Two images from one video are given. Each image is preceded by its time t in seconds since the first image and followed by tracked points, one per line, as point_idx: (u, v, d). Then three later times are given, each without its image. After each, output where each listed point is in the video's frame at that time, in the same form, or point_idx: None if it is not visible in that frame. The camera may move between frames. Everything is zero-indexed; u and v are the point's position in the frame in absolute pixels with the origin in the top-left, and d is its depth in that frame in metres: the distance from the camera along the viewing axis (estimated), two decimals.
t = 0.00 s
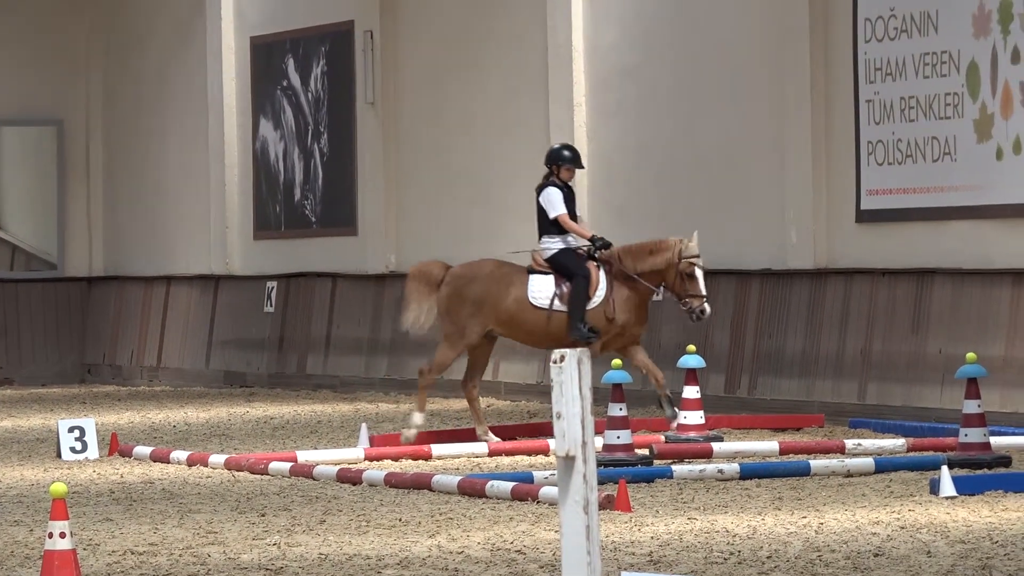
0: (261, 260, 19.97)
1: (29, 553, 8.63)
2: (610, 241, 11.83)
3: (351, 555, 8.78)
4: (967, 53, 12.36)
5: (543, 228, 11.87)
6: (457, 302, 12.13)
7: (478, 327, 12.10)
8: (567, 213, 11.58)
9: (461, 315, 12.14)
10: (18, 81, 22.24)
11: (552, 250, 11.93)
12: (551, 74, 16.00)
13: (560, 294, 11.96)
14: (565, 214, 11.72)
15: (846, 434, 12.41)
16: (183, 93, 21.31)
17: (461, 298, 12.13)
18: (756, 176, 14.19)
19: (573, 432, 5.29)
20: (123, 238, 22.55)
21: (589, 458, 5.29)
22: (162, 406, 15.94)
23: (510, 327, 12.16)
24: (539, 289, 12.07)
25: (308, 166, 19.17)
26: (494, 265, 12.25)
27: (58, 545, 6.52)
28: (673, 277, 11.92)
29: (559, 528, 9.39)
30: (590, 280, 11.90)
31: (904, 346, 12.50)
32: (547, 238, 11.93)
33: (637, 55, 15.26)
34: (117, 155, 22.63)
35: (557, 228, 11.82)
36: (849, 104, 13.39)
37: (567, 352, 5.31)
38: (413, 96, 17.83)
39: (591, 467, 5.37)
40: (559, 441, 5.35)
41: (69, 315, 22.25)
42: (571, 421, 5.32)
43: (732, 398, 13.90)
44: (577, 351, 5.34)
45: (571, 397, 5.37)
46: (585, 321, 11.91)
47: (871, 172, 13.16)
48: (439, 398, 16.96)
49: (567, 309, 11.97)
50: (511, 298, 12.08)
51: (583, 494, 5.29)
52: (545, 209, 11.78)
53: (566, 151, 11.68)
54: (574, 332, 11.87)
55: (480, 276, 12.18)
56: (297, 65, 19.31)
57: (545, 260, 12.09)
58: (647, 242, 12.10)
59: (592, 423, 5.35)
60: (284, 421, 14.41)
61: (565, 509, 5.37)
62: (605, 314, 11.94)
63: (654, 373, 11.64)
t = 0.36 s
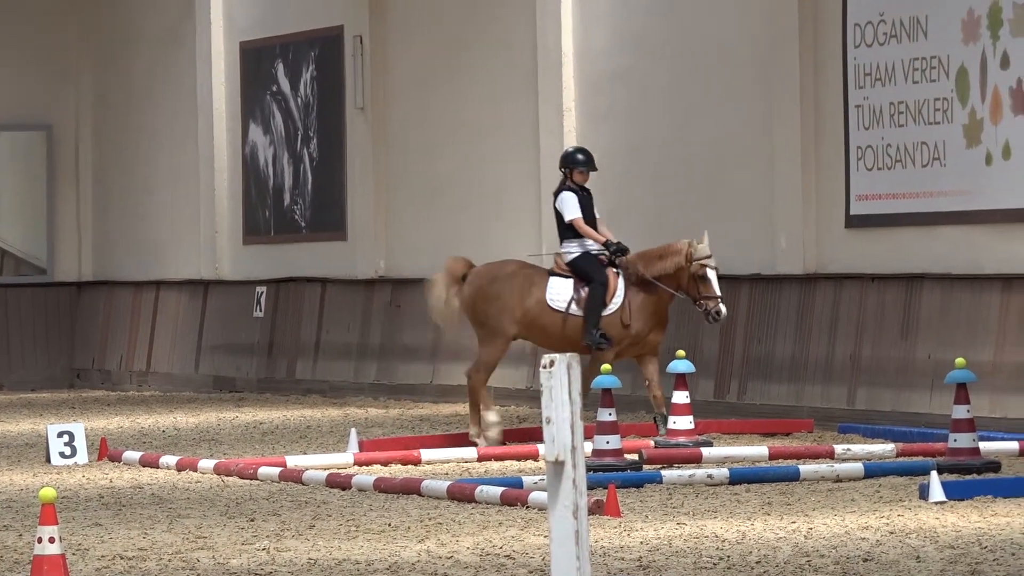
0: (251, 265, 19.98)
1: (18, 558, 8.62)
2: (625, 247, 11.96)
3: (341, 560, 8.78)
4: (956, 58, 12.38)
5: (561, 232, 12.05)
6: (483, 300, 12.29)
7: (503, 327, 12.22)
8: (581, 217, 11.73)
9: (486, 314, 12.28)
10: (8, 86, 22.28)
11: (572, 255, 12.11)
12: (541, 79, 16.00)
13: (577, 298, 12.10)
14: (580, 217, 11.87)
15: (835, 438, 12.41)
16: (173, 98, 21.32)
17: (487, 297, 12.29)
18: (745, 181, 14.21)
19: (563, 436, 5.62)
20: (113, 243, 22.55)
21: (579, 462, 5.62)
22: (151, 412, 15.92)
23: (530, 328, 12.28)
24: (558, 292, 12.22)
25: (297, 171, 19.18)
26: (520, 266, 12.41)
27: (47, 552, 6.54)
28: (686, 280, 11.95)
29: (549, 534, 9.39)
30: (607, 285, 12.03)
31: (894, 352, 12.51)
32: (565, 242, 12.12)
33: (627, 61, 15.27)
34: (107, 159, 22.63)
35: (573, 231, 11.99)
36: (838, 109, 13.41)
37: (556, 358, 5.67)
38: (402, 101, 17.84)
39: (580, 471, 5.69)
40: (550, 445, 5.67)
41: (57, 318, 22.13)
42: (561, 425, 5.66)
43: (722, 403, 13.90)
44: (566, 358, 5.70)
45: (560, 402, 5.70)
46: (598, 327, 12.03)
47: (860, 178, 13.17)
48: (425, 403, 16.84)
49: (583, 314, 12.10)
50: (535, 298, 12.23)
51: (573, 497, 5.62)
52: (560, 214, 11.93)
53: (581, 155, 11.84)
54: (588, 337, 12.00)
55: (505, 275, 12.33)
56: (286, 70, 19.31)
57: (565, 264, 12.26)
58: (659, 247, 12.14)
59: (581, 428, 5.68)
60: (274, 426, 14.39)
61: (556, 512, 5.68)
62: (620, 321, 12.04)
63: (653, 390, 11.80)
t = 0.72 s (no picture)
0: (237, 271, 19.99)
1: (3, 564, 8.61)
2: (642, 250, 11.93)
3: (327, 566, 8.77)
4: (942, 65, 12.41)
5: (582, 237, 12.07)
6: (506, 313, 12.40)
7: (527, 338, 12.33)
8: (601, 221, 11.77)
9: (510, 327, 12.40)
10: None
11: (591, 259, 12.12)
12: (527, 85, 16.01)
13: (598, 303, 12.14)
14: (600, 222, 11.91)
15: (821, 445, 12.41)
16: (159, 104, 21.32)
17: (509, 310, 12.41)
18: (731, 187, 14.21)
19: (549, 444, 5.21)
20: (98, 248, 22.54)
21: (565, 471, 5.21)
22: (138, 418, 15.90)
23: (554, 336, 12.38)
24: (578, 298, 12.28)
25: (283, 176, 19.18)
26: (542, 276, 12.52)
27: (34, 557, 6.55)
28: (706, 289, 11.89)
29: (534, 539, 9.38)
30: (626, 288, 12.05)
31: (879, 358, 12.52)
32: (585, 247, 12.14)
33: (614, 67, 15.27)
34: (93, 165, 22.61)
35: (594, 236, 12.02)
36: (824, 115, 13.42)
37: (543, 363, 5.24)
38: (389, 107, 17.84)
39: (567, 479, 5.29)
40: (535, 453, 5.26)
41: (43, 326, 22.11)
42: (547, 433, 5.24)
43: (708, 409, 13.91)
44: (553, 361, 5.28)
45: (547, 407, 5.29)
46: (620, 329, 12.05)
47: (846, 184, 13.18)
48: (412, 409, 16.83)
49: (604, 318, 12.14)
50: (556, 307, 12.31)
51: (558, 509, 5.22)
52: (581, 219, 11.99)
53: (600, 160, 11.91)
54: (611, 341, 12.02)
55: (526, 287, 12.46)
56: (272, 76, 19.32)
57: (586, 269, 12.29)
58: (681, 251, 12.04)
59: (568, 434, 5.26)
60: (260, 432, 14.38)
61: (542, 522, 5.29)
62: (642, 323, 12.07)
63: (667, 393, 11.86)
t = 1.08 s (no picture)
0: (227, 275, 19.99)
1: None
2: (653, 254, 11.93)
3: (315, 570, 8.76)
4: (931, 69, 12.43)
5: (595, 239, 12.07)
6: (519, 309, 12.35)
7: (538, 334, 12.29)
8: (615, 226, 11.74)
9: (522, 323, 12.37)
10: None
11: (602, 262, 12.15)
12: (516, 89, 16.01)
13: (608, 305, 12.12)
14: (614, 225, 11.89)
15: (809, 449, 12.42)
16: (149, 108, 21.31)
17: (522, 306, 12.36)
18: (720, 191, 14.22)
19: (537, 448, 5.29)
20: (88, 252, 22.51)
21: (554, 475, 5.28)
22: (127, 422, 15.88)
23: (566, 336, 12.35)
24: (589, 300, 12.25)
25: (272, 181, 19.18)
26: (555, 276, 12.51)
27: (22, 560, 6.61)
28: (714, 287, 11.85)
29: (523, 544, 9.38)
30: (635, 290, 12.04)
31: (868, 362, 12.53)
32: (597, 249, 12.15)
33: (602, 71, 15.28)
34: (83, 169, 22.59)
35: (608, 238, 12.00)
36: (813, 120, 13.43)
37: (531, 368, 5.31)
38: (379, 111, 17.84)
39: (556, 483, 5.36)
40: (525, 456, 5.34)
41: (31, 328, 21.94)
42: (536, 437, 5.32)
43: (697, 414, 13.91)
44: (542, 367, 5.34)
45: (536, 411, 5.36)
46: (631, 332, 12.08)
47: (836, 188, 13.20)
48: (401, 413, 16.81)
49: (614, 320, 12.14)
50: (570, 307, 12.30)
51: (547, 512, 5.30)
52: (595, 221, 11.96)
53: (618, 164, 11.82)
54: (622, 343, 12.06)
55: (541, 284, 12.43)
56: (261, 80, 19.32)
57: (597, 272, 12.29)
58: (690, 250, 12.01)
59: (557, 439, 5.34)
60: (249, 436, 14.37)
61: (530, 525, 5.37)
62: (656, 325, 12.06)
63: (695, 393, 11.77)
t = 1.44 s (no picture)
0: (213, 278, 20.01)
1: None
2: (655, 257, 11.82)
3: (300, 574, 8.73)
4: (917, 74, 12.44)
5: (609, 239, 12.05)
6: (532, 308, 12.61)
7: (550, 332, 12.48)
8: (623, 227, 11.70)
9: (536, 323, 12.58)
10: None
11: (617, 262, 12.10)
12: (503, 93, 16.01)
13: (619, 305, 12.06)
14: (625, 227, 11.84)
15: (795, 453, 12.41)
16: (135, 110, 21.30)
17: (535, 304, 12.60)
18: (705, 197, 14.23)
19: (524, 452, 5.32)
20: (73, 257, 22.47)
21: (540, 478, 5.33)
22: (113, 426, 15.86)
23: (576, 334, 12.38)
24: (602, 299, 12.23)
25: (258, 184, 19.20)
26: (575, 274, 12.60)
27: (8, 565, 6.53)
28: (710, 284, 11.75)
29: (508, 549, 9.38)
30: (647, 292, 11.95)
31: (854, 367, 12.53)
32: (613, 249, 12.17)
33: (589, 74, 15.27)
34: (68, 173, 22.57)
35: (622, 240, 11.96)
36: (799, 124, 13.44)
37: (518, 372, 5.34)
38: (365, 114, 17.83)
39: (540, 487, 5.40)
40: (510, 460, 5.36)
41: (16, 331, 21.91)
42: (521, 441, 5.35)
43: (682, 418, 13.91)
44: (527, 371, 5.37)
45: (521, 416, 5.39)
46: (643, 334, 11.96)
47: (822, 193, 13.21)
48: (386, 417, 16.78)
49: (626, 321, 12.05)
50: (580, 305, 12.33)
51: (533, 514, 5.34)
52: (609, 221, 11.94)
53: (633, 166, 11.81)
54: (632, 345, 11.95)
55: (557, 282, 12.58)
56: (247, 84, 19.34)
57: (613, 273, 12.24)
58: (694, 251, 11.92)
59: (542, 443, 5.38)
60: (235, 440, 14.35)
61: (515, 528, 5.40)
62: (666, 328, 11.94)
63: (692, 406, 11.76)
